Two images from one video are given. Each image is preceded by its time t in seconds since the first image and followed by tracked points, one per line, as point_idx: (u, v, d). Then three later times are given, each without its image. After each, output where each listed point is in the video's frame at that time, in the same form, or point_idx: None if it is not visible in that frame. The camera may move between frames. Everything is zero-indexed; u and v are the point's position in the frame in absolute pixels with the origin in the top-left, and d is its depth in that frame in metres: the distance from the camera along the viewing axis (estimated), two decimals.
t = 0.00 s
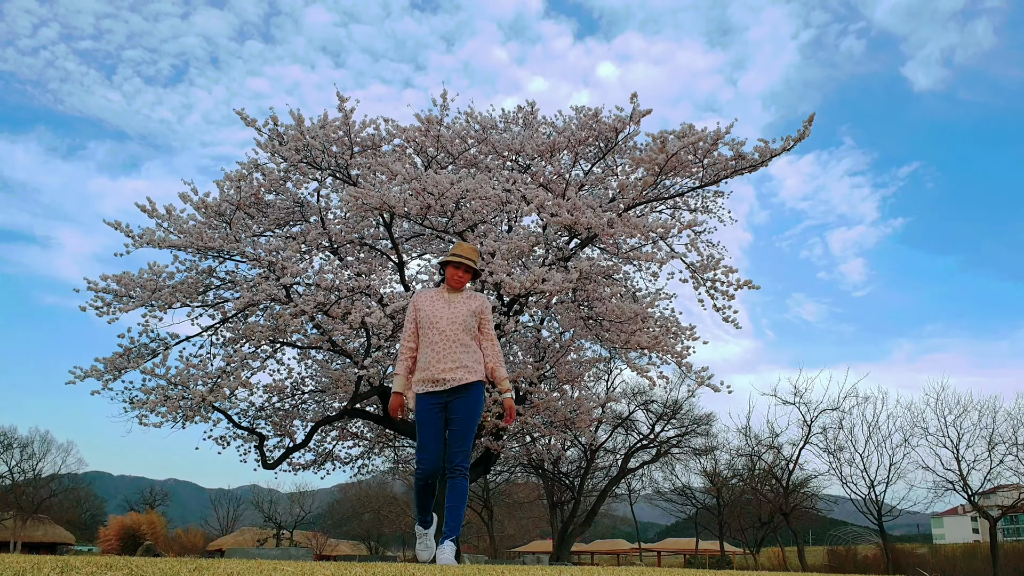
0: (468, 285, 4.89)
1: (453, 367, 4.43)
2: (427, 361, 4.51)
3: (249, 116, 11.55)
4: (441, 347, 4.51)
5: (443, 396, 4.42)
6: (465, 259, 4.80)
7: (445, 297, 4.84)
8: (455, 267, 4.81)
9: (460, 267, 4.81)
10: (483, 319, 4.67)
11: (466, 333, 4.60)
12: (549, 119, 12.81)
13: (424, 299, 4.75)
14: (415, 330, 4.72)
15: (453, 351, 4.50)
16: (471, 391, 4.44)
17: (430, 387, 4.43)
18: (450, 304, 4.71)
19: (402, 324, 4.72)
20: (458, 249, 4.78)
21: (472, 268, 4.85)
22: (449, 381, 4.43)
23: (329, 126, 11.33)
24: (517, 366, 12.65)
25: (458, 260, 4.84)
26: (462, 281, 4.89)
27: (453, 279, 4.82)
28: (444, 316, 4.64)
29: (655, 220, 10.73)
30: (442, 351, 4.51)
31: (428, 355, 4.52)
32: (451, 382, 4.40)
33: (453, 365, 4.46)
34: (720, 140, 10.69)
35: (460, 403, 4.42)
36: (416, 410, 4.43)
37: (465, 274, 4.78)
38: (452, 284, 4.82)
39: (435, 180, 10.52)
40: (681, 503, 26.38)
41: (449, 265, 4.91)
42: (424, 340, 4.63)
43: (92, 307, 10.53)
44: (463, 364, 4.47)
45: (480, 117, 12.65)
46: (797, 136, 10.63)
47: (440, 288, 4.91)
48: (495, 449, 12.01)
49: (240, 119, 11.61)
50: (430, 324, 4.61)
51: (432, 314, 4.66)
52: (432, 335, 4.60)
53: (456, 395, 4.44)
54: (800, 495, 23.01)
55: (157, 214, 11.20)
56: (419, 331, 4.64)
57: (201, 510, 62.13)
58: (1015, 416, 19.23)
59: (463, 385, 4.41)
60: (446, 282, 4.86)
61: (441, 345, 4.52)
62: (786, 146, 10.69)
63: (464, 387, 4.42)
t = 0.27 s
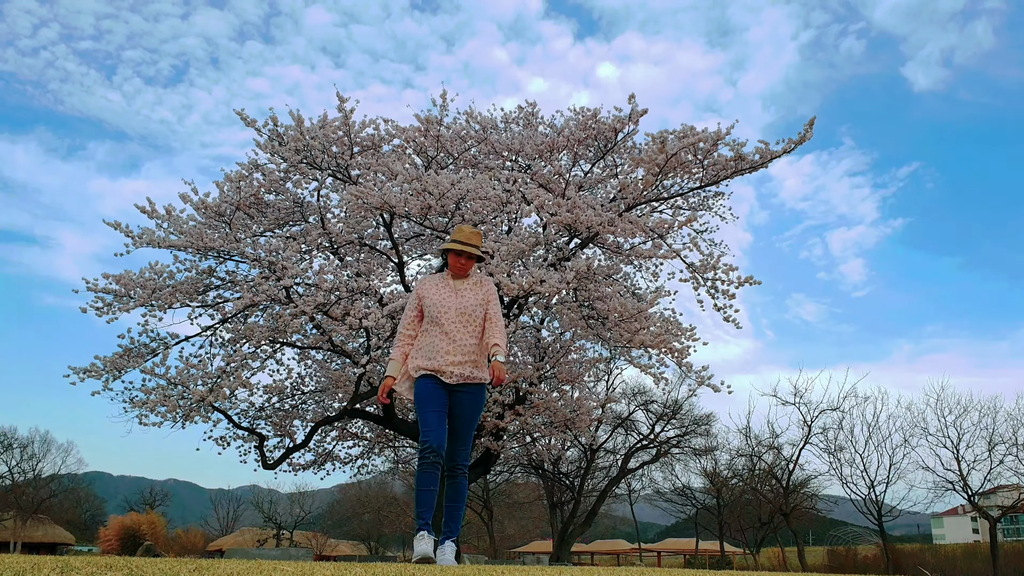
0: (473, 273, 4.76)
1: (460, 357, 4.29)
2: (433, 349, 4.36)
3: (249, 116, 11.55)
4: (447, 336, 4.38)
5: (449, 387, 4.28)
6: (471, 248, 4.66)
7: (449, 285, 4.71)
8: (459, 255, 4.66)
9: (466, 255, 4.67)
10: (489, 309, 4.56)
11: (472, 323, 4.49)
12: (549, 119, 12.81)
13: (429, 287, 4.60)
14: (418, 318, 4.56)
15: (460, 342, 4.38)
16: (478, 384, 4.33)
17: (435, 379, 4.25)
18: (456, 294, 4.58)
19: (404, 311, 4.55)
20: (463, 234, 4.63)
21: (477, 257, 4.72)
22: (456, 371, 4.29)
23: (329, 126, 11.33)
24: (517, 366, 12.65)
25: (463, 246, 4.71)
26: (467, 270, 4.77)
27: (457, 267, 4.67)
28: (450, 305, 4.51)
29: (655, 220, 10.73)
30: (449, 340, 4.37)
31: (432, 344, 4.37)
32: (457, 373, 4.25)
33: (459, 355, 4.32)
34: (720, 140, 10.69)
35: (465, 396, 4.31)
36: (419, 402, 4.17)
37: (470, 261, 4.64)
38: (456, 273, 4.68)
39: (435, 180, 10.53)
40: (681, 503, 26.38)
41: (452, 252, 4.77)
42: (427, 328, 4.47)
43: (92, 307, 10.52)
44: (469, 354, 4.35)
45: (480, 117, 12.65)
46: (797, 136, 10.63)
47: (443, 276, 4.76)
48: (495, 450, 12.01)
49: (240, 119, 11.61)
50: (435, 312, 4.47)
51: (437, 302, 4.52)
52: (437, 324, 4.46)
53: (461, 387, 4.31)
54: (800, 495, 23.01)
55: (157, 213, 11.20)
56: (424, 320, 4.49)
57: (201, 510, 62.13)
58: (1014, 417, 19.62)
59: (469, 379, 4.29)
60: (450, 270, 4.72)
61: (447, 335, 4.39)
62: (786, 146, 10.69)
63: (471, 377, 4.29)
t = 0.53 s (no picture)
0: (472, 265, 4.63)
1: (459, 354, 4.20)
2: (431, 345, 4.26)
3: (249, 116, 11.55)
4: (445, 331, 4.27)
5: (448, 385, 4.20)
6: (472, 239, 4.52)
7: (448, 276, 4.58)
8: (457, 245, 4.53)
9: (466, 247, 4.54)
10: (489, 302, 4.46)
11: (471, 318, 4.39)
12: (549, 119, 12.80)
13: (426, 279, 4.47)
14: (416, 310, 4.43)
15: (459, 338, 4.28)
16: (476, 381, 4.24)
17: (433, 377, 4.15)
18: (454, 286, 4.46)
19: (402, 304, 4.42)
20: (459, 224, 4.53)
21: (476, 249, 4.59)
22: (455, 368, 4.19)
23: (329, 126, 11.32)
24: (517, 366, 12.64)
25: (461, 237, 4.58)
26: (465, 261, 4.63)
27: (455, 258, 4.54)
28: (449, 298, 4.39)
29: (654, 220, 10.73)
30: (447, 336, 4.27)
31: (430, 341, 4.26)
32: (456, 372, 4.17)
33: (458, 353, 4.24)
34: (720, 141, 10.69)
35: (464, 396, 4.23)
36: (417, 404, 4.08)
37: (469, 253, 4.51)
38: (454, 265, 4.55)
39: (435, 180, 10.52)
40: (681, 503, 26.37)
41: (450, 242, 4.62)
42: (426, 323, 4.36)
43: (92, 307, 10.52)
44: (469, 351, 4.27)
45: (480, 117, 12.65)
46: (797, 136, 10.62)
47: (442, 266, 4.62)
48: (495, 450, 12.01)
49: (239, 119, 11.60)
50: (433, 305, 4.35)
51: (436, 295, 4.39)
52: (436, 318, 4.34)
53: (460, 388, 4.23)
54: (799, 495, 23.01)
55: (157, 213, 11.20)
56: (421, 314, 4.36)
57: (201, 511, 62.12)
58: (1013, 417, 19.89)
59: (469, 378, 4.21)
60: (449, 261, 4.59)
61: (446, 330, 4.28)
62: (786, 146, 10.68)
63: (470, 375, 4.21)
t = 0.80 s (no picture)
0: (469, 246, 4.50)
1: (454, 335, 4.06)
2: (424, 324, 4.11)
3: (249, 116, 11.56)
4: (440, 311, 4.13)
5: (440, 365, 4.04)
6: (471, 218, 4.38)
7: (444, 255, 4.45)
8: (455, 223, 4.38)
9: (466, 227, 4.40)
10: (487, 285, 4.33)
11: (466, 299, 4.24)
12: (549, 119, 12.81)
13: (423, 257, 4.33)
14: (409, 286, 4.28)
15: (453, 318, 4.13)
16: (471, 364, 4.08)
17: (424, 357, 4.01)
18: (451, 266, 4.33)
19: (394, 278, 4.26)
20: (459, 202, 4.35)
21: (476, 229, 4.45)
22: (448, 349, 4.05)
23: (329, 126, 11.33)
24: (517, 366, 12.64)
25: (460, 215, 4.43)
26: (463, 241, 4.49)
27: (453, 236, 4.39)
28: (445, 277, 4.25)
29: (654, 220, 10.73)
30: (441, 316, 4.13)
31: (423, 320, 4.11)
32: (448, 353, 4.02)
33: (452, 333, 4.09)
34: (720, 141, 10.69)
35: (459, 375, 4.05)
36: (407, 391, 3.99)
37: (468, 232, 4.38)
38: (452, 245, 4.42)
39: (435, 180, 10.52)
40: (681, 503, 26.36)
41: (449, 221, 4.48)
42: (419, 301, 4.21)
43: (92, 307, 10.53)
44: (463, 332, 4.13)
45: (480, 117, 12.65)
46: (797, 136, 10.62)
47: (439, 245, 4.49)
48: (495, 450, 12.01)
49: (239, 119, 11.60)
50: (429, 283, 4.20)
51: (432, 273, 4.25)
52: (430, 296, 4.20)
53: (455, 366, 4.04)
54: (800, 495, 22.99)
55: (157, 213, 11.19)
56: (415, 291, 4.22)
57: (201, 511, 62.07)
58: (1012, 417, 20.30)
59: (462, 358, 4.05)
60: (446, 240, 4.46)
61: (441, 309, 4.14)
62: (786, 146, 10.68)
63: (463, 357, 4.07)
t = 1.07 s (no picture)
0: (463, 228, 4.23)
1: (442, 323, 3.82)
2: (412, 314, 3.91)
3: (249, 116, 11.56)
4: (428, 299, 3.90)
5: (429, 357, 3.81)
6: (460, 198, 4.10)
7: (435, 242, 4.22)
8: (445, 207, 4.14)
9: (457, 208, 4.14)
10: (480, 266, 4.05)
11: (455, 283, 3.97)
12: (548, 119, 12.81)
13: (409, 244, 4.12)
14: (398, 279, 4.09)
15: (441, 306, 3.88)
16: (463, 350, 3.82)
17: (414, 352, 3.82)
18: (439, 250, 4.08)
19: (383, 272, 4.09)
20: (451, 185, 4.15)
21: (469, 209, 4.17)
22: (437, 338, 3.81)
23: (329, 127, 11.33)
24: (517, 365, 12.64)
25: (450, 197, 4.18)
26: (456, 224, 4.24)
27: (443, 222, 4.16)
28: (433, 262, 4.02)
29: (654, 220, 10.73)
30: (430, 304, 3.90)
31: (412, 312, 3.91)
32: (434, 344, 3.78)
33: (440, 321, 3.83)
34: (720, 140, 10.69)
35: (449, 365, 3.77)
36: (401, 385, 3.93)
37: (459, 216, 4.13)
38: (443, 228, 4.17)
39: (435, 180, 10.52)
40: (681, 503, 26.37)
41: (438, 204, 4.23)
42: (408, 292, 4.00)
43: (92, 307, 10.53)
44: (453, 319, 3.86)
45: (479, 117, 12.65)
46: (797, 136, 10.63)
47: (430, 231, 4.25)
48: (495, 450, 12.02)
49: (239, 119, 11.60)
50: (415, 271, 3.98)
51: (418, 260, 4.03)
52: (418, 285, 3.97)
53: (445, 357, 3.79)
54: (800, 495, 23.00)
55: (157, 214, 11.20)
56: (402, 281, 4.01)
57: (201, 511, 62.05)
58: (1012, 417, 20.53)
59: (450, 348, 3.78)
60: (437, 225, 4.21)
61: (429, 297, 3.91)
62: (786, 146, 10.69)
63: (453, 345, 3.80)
